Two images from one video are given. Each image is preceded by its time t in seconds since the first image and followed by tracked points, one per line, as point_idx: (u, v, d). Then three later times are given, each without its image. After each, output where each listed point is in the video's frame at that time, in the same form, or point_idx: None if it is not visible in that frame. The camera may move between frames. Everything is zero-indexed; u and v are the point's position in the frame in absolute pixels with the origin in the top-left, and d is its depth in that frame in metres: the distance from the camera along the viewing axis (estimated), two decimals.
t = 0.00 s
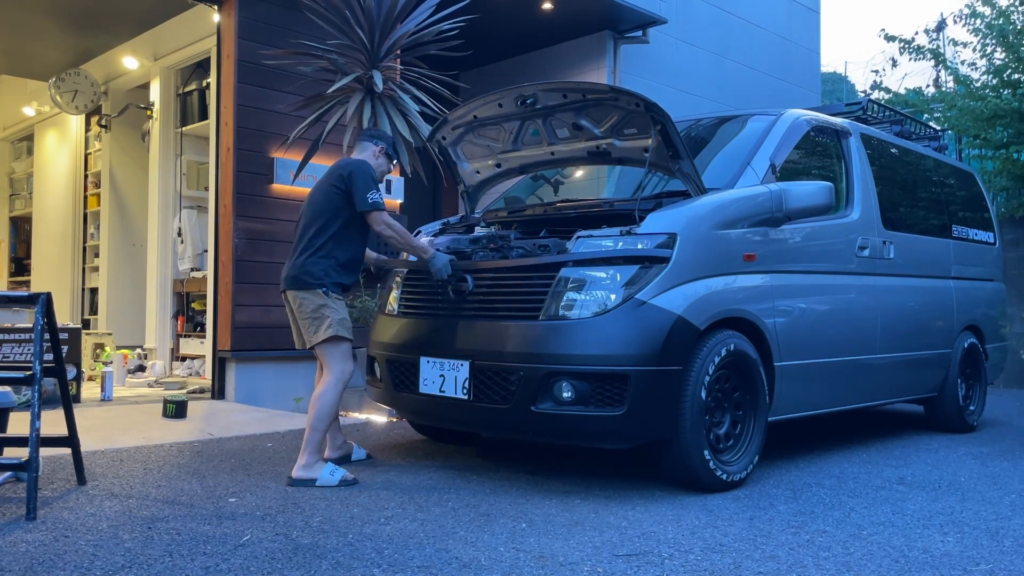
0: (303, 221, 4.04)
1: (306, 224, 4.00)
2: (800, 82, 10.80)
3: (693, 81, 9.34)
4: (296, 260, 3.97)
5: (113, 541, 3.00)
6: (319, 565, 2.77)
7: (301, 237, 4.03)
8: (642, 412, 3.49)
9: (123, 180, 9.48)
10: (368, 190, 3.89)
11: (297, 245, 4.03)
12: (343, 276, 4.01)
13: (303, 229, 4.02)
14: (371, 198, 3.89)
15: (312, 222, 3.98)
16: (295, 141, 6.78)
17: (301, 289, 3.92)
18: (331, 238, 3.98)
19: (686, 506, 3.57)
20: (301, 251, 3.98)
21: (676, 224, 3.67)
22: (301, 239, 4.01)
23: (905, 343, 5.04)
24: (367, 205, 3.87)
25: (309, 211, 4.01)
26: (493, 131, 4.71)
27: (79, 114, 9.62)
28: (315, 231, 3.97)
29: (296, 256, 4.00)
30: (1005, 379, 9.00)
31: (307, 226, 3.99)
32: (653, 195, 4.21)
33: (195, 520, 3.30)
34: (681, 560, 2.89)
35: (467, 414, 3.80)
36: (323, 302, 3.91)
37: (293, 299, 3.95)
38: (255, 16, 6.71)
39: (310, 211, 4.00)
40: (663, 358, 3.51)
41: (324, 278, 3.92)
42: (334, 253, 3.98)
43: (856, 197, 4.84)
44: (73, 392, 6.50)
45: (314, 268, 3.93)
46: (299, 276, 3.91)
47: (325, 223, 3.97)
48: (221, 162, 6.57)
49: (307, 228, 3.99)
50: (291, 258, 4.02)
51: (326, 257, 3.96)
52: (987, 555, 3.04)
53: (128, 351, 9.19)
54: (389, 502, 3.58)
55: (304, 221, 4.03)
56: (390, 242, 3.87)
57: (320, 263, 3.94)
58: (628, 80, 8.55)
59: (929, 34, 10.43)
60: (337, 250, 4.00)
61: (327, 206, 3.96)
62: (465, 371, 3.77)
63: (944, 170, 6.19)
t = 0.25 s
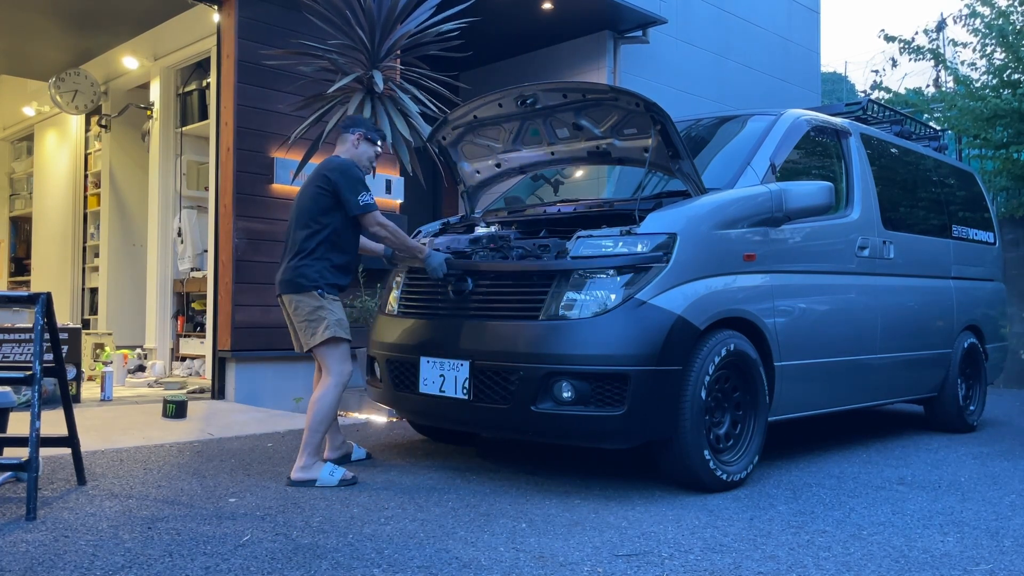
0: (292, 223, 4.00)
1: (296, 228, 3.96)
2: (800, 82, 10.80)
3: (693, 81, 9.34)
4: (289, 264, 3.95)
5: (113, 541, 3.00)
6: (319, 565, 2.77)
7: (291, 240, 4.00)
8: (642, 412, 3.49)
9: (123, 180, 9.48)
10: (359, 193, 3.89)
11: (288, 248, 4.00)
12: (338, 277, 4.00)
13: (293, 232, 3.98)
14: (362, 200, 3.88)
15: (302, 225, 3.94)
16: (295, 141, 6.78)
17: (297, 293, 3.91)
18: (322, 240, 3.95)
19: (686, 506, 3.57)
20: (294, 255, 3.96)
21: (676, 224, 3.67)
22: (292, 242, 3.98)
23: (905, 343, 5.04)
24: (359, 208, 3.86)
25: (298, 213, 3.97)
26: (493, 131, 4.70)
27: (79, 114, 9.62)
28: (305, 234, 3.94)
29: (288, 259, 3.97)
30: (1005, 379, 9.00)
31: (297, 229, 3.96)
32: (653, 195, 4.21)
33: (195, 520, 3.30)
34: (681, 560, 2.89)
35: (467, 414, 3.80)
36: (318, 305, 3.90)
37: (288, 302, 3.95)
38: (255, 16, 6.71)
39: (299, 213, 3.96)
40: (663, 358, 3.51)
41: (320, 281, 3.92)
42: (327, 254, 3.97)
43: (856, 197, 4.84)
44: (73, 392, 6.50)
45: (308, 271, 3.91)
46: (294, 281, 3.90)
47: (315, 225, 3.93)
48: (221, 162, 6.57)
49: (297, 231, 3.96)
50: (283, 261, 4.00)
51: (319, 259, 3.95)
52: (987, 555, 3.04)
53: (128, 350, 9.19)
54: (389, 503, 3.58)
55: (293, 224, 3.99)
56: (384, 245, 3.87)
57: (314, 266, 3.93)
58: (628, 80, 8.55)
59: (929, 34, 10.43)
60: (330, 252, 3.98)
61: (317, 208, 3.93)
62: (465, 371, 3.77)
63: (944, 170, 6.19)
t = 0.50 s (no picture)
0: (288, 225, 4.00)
1: (292, 229, 3.97)
2: (800, 82, 10.80)
3: (693, 81, 9.34)
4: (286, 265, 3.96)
5: (113, 541, 3.00)
6: (319, 565, 2.77)
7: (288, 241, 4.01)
8: (642, 412, 3.49)
9: (123, 180, 9.48)
10: (351, 194, 3.87)
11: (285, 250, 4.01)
12: (336, 277, 4.01)
13: (289, 233, 3.99)
14: (354, 201, 3.85)
15: (298, 227, 3.95)
16: (295, 141, 6.78)
17: (295, 294, 3.91)
18: (318, 241, 3.95)
19: (686, 506, 3.57)
20: (291, 256, 3.96)
21: (676, 224, 3.66)
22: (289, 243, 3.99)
23: (905, 343, 5.04)
24: (351, 210, 3.84)
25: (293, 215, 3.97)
26: (493, 131, 4.70)
27: (79, 114, 9.62)
28: (301, 235, 3.95)
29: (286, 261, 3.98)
30: (1005, 379, 9.00)
31: (293, 230, 3.97)
32: (653, 195, 4.21)
33: (195, 520, 3.30)
34: (681, 560, 2.89)
35: (467, 414, 3.80)
36: (316, 305, 3.90)
37: (287, 302, 3.95)
38: (255, 16, 6.71)
39: (294, 215, 3.96)
40: (663, 358, 3.51)
41: (317, 281, 3.91)
42: (323, 254, 3.97)
43: (856, 197, 4.84)
44: (73, 392, 6.50)
45: (304, 272, 3.91)
46: (291, 282, 3.90)
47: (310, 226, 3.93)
48: (221, 162, 6.57)
49: (293, 233, 3.96)
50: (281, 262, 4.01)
51: (315, 260, 3.94)
52: (987, 555, 3.04)
53: (128, 350, 9.19)
54: (389, 502, 3.58)
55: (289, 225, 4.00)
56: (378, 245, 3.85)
57: (310, 267, 3.92)
58: (628, 80, 8.55)
59: (929, 34, 10.43)
60: (326, 252, 3.98)
61: (311, 209, 3.92)
62: (465, 371, 3.77)
63: (944, 170, 6.19)
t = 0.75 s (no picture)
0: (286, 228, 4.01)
1: (291, 232, 3.97)
2: (800, 82, 10.81)
3: (693, 81, 9.34)
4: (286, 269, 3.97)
5: (113, 541, 3.00)
6: (319, 565, 2.77)
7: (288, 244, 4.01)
8: (642, 412, 3.49)
9: (123, 180, 9.48)
10: (342, 195, 3.83)
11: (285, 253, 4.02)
12: (338, 278, 4.00)
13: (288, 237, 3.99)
14: (346, 202, 3.82)
15: (295, 230, 3.95)
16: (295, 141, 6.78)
17: (297, 297, 3.90)
18: (316, 243, 3.94)
19: (686, 506, 3.57)
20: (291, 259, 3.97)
21: (676, 224, 3.66)
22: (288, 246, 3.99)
23: (905, 343, 5.04)
24: (343, 212, 3.81)
25: (291, 218, 3.98)
26: (493, 131, 4.70)
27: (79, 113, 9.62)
28: (300, 238, 3.95)
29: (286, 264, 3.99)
30: (1005, 379, 9.00)
31: (291, 233, 3.97)
32: (653, 195, 4.21)
33: (195, 520, 3.30)
34: (681, 560, 2.89)
35: (467, 414, 3.80)
36: (320, 308, 3.89)
37: (291, 305, 3.95)
38: (255, 16, 6.71)
39: (292, 218, 3.96)
40: (663, 358, 3.51)
41: (319, 283, 3.90)
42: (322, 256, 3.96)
43: (856, 197, 4.84)
44: (73, 392, 6.50)
45: (304, 275, 3.91)
46: (293, 285, 3.90)
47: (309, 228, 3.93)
48: (221, 162, 6.57)
49: (292, 236, 3.97)
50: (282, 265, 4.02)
51: (315, 262, 3.94)
52: (987, 555, 3.04)
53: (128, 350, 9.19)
54: (389, 503, 3.58)
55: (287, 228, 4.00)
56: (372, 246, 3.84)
57: (309, 270, 3.91)
58: (628, 80, 8.55)
59: (929, 34, 10.43)
60: (325, 253, 3.97)
61: (306, 212, 3.91)
62: (465, 371, 3.77)
63: (944, 170, 6.19)
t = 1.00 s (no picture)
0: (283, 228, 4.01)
1: (287, 232, 3.97)
2: (800, 82, 10.81)
3: (693, 81, 9.34)
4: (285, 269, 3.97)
5: (113, 541, 3.00)
6: (319, 565, 2.77)
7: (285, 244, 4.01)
8: (642, 412, 3.49)
9: (123, 180, 9.48)
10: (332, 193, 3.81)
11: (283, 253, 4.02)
12: (338, 277, 3.99)
13: (286, 237, 3.98)
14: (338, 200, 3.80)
15: (292, 230, 3.95)
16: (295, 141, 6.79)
17: (298, 297, 3.90)
18: (313, 242, 3.93)
19: (686, 506, 3.57)
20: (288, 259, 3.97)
21: (676, 224, 3.66)
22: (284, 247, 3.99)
23: (905, 343, 5.04)
24: (335, 209, 3.79)
25: (287, 218, 3.97)
26: (493, 131, 4.70)
27: (79, 114, 9.62)
28: (297, 237, 3.94)
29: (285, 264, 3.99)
30: (1005, 379, 9.00)
31: (288, 233, 3.97)
32: (653, 195, 4.21)
33: (195, 520, 3.30)
34: (681, 560, 2.89)
35: (467, 414, 3.80)
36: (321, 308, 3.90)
37: (291, 306, 3.94)
38: (255, 16, 6.70)
39: (287, 218, 3.96)
40: (663, 358, 3.51)
41: (319, 282, 3.90)
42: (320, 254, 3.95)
43: (856, 197, 4.84)
44: (74, 392, 6.50)
45: (302, 274, 3.91)
46: (293, 286, 3.89)
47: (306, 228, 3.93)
48: (221, 162, 6.57)
49: (288, 236, 3.96)
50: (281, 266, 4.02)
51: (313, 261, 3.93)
52: (987, 555, 3.04)
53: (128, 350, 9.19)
54: (389, 503, 3.57)
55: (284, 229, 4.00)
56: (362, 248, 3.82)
57: (307, 269, 3.91)
58: (628, 80, 8.55)
59: (929, 34, 10.43)
60: (324, 252, 3.96)
61: (302, 211, 3.91)
62: (465, 371, 3.77)
63: (944, 170, 6.18)
